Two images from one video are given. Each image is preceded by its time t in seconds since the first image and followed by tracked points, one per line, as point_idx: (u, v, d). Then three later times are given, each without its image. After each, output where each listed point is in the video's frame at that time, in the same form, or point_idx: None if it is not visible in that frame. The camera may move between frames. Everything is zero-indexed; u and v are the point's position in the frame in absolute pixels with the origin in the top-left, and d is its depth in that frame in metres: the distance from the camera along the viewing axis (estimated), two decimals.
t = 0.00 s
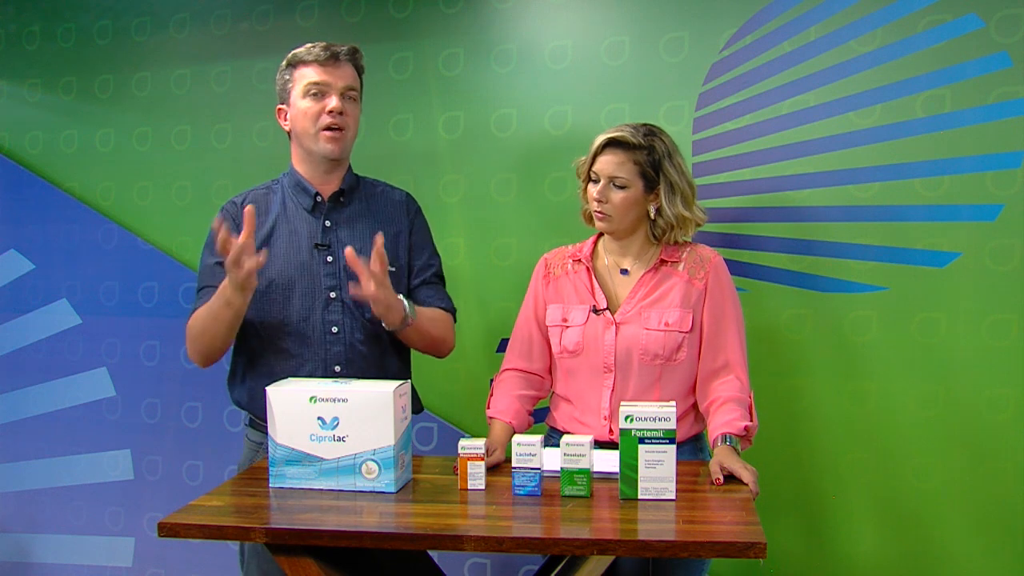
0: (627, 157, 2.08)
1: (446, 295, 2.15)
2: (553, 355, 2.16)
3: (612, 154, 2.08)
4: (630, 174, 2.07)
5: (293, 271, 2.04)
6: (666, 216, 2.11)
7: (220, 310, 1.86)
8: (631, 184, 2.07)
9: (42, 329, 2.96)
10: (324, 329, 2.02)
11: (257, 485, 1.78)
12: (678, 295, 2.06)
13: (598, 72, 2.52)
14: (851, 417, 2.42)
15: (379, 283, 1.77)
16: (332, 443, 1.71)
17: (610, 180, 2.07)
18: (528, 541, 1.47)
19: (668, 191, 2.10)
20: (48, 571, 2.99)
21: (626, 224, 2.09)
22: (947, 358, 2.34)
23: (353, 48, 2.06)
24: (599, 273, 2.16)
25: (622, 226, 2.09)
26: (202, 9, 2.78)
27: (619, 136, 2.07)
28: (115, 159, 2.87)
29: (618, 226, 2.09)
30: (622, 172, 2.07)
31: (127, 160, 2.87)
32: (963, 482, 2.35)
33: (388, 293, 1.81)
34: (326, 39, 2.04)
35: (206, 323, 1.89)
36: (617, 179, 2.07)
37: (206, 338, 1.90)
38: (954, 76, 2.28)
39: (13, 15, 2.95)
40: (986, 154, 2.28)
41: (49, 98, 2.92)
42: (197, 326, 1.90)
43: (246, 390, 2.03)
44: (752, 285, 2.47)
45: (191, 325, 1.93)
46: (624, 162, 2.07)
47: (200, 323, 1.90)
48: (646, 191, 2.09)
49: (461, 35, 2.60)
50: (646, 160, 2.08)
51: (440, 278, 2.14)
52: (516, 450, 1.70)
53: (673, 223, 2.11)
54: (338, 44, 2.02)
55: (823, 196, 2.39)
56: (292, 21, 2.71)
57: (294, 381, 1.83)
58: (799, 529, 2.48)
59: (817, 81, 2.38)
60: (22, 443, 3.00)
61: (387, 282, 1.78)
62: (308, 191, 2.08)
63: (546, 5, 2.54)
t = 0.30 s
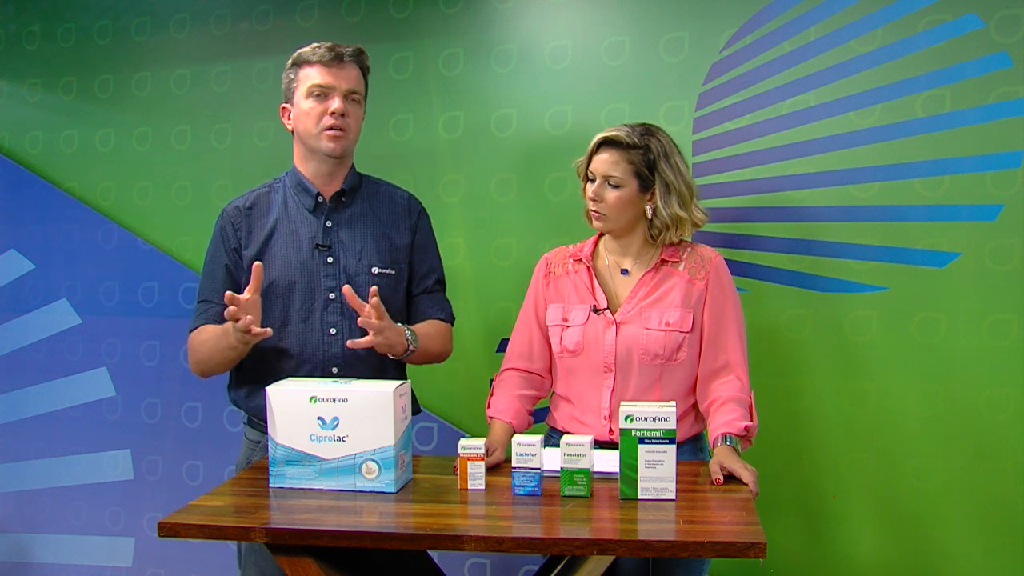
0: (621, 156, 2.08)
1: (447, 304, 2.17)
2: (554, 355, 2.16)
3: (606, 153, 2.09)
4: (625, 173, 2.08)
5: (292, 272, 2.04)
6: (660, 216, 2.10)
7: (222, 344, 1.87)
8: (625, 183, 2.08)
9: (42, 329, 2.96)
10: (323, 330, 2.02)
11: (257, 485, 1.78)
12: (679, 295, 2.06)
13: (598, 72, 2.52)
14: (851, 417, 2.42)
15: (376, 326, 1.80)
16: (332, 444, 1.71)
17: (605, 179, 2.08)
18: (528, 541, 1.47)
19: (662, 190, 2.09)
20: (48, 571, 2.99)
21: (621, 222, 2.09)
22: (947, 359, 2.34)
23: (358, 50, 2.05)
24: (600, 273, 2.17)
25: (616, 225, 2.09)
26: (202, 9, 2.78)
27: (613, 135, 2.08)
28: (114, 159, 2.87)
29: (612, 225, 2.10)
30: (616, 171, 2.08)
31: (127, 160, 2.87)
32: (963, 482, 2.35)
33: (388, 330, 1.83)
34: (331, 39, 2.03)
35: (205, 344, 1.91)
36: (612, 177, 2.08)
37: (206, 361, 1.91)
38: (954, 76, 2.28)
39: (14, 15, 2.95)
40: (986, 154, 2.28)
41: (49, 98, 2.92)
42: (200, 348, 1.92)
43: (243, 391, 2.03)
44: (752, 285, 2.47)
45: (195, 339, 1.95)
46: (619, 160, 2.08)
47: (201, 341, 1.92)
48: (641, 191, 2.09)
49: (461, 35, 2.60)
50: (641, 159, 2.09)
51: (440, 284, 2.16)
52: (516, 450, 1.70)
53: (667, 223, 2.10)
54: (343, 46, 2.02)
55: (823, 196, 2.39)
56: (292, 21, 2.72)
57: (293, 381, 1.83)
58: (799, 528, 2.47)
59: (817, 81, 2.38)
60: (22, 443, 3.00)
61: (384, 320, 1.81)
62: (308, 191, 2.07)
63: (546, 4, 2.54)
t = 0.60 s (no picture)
0: (618, 155, 2.08)
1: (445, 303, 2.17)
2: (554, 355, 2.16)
3: (603, 152, 2.10)
4: (622, 172, 2.08)
5: (292, 271, 2.04)
6: (658, 215, 2.09)
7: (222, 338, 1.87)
8: (622, 181, 2.08)
9: (42, 329, 2.96)
10: (323, 328, 2.02)
11: (257, 485, 1.78)
12: (679, 295, 2.06)
13: (598, 72, 2.52)
14: (851, 418, 2.42)
15: (378, 321, 1.80)
16: (332, 443, 1.71)
17: (602, 178, 2.09)
18: (528, 541, 1.47)
19: (659, 189, 2.09)
20: (48, 571, 2.99)
21: (618, 222, 2.09)
22: (947, 359, 2.34)
23: (362, 57, 2.03)
24: (600, 273, 2.17)
25: (613, 225, 2.09)
26: (202, 9, 2.78)
27: (609, 135, 2.09)
28: (115, 159, 2.87)
29: (609, 225, 2.10)
30: (613, 170, 2.08)
31: (127, 160, 2.87)
32: (963, 482, 2.35)
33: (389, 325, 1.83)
34: (336, 44, 2.01)
35: (202, 343, 1.91)
36: (608, 176, 2.08)
37: (204, 359, 1.91)
38: (954, 76, 2.28)
39: (14, 15, 2.95)
40: (986, 154, 2.28)
41: (49, 98, 2.92)
42: (199, 346, 1.92)
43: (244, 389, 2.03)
44: (752, 285, 2.47)
45: (194, 337, 1.95)
46: (615, 159, 2.08)
47: (200, 338, 1.92)
48: (638, 190, 2.09)
49: (462, 35, 2.60)
50: (637, 158, 2.09)
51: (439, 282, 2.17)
52: (516, 450, 1.70)
53: (664, 221, 2.09)
54: (348, 53, 2.00)
55: (823, 196, 2.39)
56: (292, 21, 2.71)
57: (293, 381, 1.83)
58: (799, 528, 2.47)
59: (817, 81, 2.38)
60: (22, 443, 3.00)
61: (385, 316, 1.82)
62: (308, 191, 2.07)
63: (546, 5, 2.54)
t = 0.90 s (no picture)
0: (608, 150, 2.10)
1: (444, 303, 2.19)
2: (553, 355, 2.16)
3: (598, 147, 2.12)
4: (611, 168, 2.09)
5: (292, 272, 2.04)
6: (645, 213, 2.07)
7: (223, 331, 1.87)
8: (612, 176, 2.09)
9: (42, 329, 2.96)
10: (325, 329, 2.02)
11: (257, 485, 1.78)
12: (679, 295, 2.05)
13: (598, 72, 2.52)
14: (851, 418, 2.42)
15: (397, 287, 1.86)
16: (332, 443, 1.71)
17: (594, 173, 2.11)
18: (528, 541, 1.47)
19: (648, 187, 2.06)
20: (48, 571, 2.99)
21: (609, 219, 2.10)
22: (947, 359, 2.34)
23: (365, 65, 2.00)
24: (600, 274, 2.17)
25: (605, 221, 2.10)
26: (202, 9, 2.78)
27: (604, 131, 2.13)
28: (114, 159, 2.87)
29: (598, 220, 2.11)
30: (603, 164, 2.09)
31: (128, 160, 2.87)
32: (963, 482, 2.35)
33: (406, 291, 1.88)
34: (338, 51, 1.97)
35: (201, 339, 1.91)
36: (599, 172, 2.09)
37: (204, 354, 1.91)
38: (954, 76, 2.28)
39: (14, 15, 2.95)
40: (986, 154, 2.28)
41: (49, 98, 2.92)
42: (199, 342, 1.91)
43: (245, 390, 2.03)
44: (752, 285, 2.47)
45: (193, 336, 1.94)
46: (607, 155, 2.10)
47: (200, 335, 1.92)
48: (627, 187, 2.09)
49: (462, 35, 2.60)
50: (628, 155, 2.09)
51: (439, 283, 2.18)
52: (516, 450, 1.70)
53: (652, 220, 2.06)
54: (352, 61, 1.97)
55: (823, 196, 2.39)
56: (293, 21, 2.71)
57: (293, 381, 1.83)
58: (799, 528, 2.47)
59: (817, 82, 2.38)
60: (22, 443, 3.00)
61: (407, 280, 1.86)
62: (307, 193, 2.06)
63: (546, 4, 2.54)
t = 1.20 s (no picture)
0: (605, 152, 2.10)
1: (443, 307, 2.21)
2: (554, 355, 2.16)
3: (595, 148, 2.12)
4: (607, 169, 2.09)
5: (295, 274, 2.04)
6: (638, 216, 2.07)
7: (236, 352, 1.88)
8: (608, 178, 2.09)
9: (42, 329, 2.96)
10: (327, 330, 2.02)
11: (257, 485, 1.78)
12: (679, 296, 2.05)
13: (598, 72, 2.52)
14: (851, 418, 2.42)
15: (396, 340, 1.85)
16: (332, 443, 1.71)
17: (591, 174, 2.11)
18: (528, 541, 1.47)
19: (642, 190, 2.06)
20: (48, 571, 2.99)
21: (605, 219, 2.10)
22: (946, 359, 2.34)
23: (368, 67, 2.00)
24: (600, 274, 2.17)
25: (602, 222, 2.11)
26: (202, 9, 2.78)
27: (601, 132, 2.12)
28: (114, 159, 2.87)
29: (594, 221, 2.11)
30: (599, 166, 2.10)
31: (127, 160, 2.87)
32: (963, 482, 2.35)
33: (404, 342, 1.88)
34: (341, 53, 1.97)
35: (213, 352, 1.91)
36: (595, 173, 2.10)
37: (214, 367, 1.91)
38: (954, 76, 2.28)
39: (13, 15, 2.95)
40: (986, 154, 2.28)
41: (49, 98, 2.92)
42: (210, 353, 1.92)
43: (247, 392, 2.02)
44: (752, 285, 2.47)
45: (201, 343, 1.95)
46: (603, 156, 2.10)
47: (212, 347, 1.93)
48: (623, 189, 2.08)
49: (462, 35, 2.60)
50: (624, 157, 2.09)
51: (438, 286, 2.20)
52: (516, 450, 1.70)
53: (645, 223, 2.06)
54: (354, 64, 1.97)
55: (823, 196, 2.39)
56: (292, 21, 2.71)
57: (293, 381, 1.83)
58: (799, 528, 2.48)
59: (816, 82, 2.38)
60: (22, 443, 3.00)
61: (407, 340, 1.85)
62: (310, 195, 2.07)
63: (546, 4, 2.54)
